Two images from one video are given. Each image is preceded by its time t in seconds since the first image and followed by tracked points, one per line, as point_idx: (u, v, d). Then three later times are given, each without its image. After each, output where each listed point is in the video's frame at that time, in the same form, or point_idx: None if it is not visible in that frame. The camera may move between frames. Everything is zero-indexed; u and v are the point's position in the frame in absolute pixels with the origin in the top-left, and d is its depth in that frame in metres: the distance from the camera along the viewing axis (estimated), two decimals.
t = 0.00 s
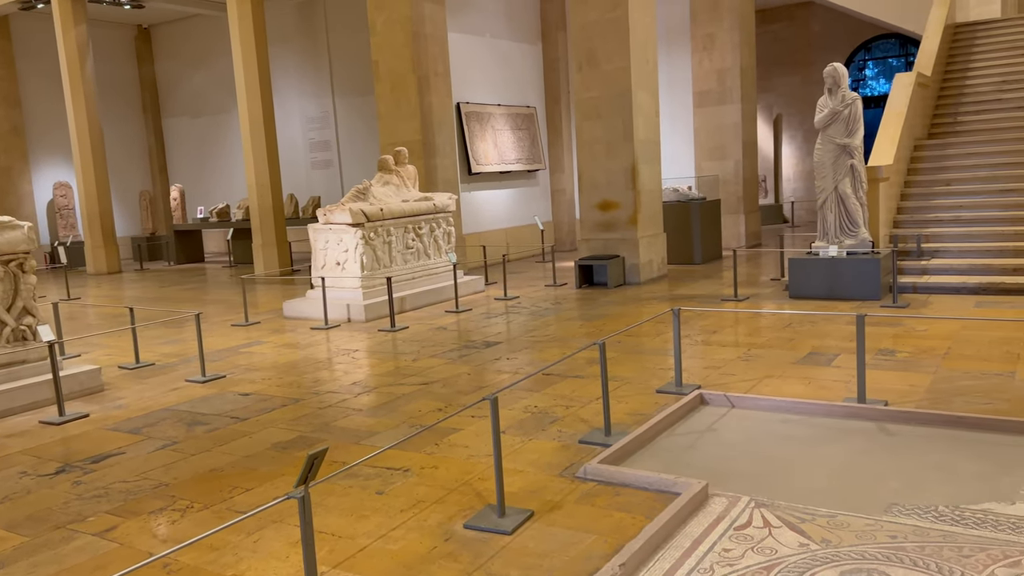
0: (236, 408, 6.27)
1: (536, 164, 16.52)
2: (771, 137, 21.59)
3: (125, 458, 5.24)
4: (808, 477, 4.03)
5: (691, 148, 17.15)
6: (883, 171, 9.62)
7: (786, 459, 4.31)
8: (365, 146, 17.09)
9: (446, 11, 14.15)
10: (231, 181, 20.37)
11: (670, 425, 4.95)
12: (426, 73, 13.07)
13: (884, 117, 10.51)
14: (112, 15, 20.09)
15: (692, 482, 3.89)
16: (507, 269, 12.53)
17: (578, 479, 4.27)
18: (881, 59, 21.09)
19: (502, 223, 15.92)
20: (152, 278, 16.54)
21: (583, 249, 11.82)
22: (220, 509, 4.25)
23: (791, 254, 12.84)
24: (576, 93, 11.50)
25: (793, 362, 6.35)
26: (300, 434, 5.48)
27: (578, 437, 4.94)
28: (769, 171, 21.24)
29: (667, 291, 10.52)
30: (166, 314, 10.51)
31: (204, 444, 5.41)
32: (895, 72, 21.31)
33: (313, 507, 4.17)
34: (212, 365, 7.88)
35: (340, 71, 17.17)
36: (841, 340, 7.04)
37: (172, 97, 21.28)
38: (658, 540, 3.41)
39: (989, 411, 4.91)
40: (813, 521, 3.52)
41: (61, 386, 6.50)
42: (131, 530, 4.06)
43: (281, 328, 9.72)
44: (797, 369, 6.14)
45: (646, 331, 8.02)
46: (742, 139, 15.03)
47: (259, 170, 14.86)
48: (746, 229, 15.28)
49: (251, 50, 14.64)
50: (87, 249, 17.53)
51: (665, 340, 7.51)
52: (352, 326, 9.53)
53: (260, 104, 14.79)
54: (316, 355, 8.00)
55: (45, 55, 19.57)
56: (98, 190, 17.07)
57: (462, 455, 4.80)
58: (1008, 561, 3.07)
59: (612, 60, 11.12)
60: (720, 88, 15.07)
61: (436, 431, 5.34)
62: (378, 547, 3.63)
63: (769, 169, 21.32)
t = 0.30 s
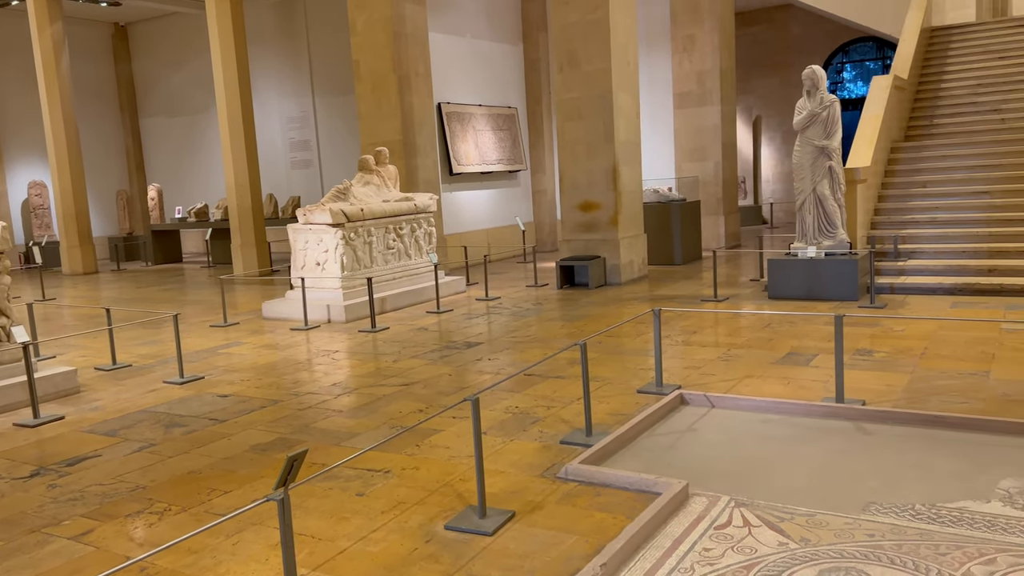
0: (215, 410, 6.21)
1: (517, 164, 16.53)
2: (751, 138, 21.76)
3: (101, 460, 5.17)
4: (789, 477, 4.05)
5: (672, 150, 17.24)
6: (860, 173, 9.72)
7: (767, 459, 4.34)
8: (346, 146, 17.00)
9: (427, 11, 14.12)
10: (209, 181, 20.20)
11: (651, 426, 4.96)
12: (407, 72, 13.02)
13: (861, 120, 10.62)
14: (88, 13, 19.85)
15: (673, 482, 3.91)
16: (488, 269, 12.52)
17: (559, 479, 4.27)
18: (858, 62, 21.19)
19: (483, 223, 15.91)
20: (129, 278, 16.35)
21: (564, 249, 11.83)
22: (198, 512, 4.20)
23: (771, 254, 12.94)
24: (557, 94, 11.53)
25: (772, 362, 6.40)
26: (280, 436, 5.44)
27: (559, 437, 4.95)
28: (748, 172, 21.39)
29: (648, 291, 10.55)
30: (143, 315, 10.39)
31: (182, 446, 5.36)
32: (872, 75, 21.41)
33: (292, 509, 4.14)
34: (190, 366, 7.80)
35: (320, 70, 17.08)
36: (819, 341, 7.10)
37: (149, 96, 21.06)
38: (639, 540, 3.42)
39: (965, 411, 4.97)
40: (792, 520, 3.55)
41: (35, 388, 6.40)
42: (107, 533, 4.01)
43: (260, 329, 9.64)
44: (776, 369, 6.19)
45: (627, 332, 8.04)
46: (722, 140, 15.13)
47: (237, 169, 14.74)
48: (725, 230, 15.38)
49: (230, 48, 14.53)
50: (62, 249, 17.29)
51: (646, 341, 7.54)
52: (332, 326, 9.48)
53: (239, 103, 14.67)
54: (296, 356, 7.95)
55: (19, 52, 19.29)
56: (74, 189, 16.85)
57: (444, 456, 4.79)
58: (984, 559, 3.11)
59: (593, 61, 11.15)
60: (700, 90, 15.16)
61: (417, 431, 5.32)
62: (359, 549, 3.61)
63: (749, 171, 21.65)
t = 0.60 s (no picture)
0: (192, 412, 6.14)
1: (498, 165, 16.51)
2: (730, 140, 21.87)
3: (76, 464, 5.09)
4: (767, 476, 4.07)
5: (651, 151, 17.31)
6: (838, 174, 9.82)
7: (745, 458, 4.35)
8: (325, 146, 16.90)
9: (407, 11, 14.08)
10: (187, 180, 20.01)
11: (631, 426, 4.97)
12: (387, 72, 12.97)
13: (839, 121, 10.73)
14: (63, 10, 19.58)
15: (653, 482, 3.91)
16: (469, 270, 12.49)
17: (539, 480, 4.26)
18: (836, 64, 21.41)
19: (464, 224, 15.88)
20: (105, 279, 16.14)
21: (545, 250, 11.84)
22: (175, 516, 4.15)
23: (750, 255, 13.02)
24: (538, 95, 11.53)
25: (751, 362, 6.44)
26: (259, 438, 5.39)
27: (540, 438, 4.94)
28: (727, 174, 21.55)
29: (628, 292, 10.56)
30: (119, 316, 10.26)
31: (158, 449, 5.29)
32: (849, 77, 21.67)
33: (271, 511, 4.09)
34: (167, 368, 7.71)
35: (299, 69, 16.96)
36: (798, 341, 7.15)
37: (126, 94, 20.81)
38: (619, 541, 3.42)
39: (941, 410, 5.02)
40: (771, 520, 3.56)
41: (8, 391, 6.29)
42: (81, 538, 3.95)
43: (239, 330, 9.55)
44: (755, 369, 6.22)
45: (607, 332, 8.05)
46: (701, 142, 15.21)
47: (216, 169, 14.60)
48: (705, 231, 15.46)
49: (208, 46, 14.39)
50: (37, 249, 17.04)
51: (626, 341, 7.56)
52: (312, 328, 9.41)
53: (217, 102, 14.54)
54: (274, 358, 7.88)
55: None
56: (48, 189, 16.60)
57: (424, 458, 4.77)
58: (959, 557, 3.14)
59: (572, 62, 11.17)
60: (679, 91, 15.23)
61: (397, 433, 5.29)
62: (338, 552, 3.58)
63: (727, 172, 21.83)
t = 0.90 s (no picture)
0: (168, 415, 6.06)
1: (478, 166, 16.48)
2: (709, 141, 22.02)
3: (49, 468, 5.01)
4: (746, 476, 4.09)
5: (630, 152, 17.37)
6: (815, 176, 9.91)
7: (724, 458, 4.38)
8: (304, 146, 16.79)
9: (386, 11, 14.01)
10: (164, 180, 19.81)
11: (610, 427, 4.98)
12: (366, 72, 12.91)
13: (816, 124, 10.83)
14: (36, 7, 19.29)
15: (632, 483, 3.92)
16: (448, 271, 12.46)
17: (519, 481, 4.26)
18: (813, 67, 21.71)
19: (444, 224, 15.85)
20: (79, 281, 15.92)
21: (525, 251, 11.84)
22: (150, 520, 4.10)
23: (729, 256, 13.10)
24: (517, 96, 11.53)
25: (729, 363, 6.48)
26: (236, 440, 5.33)
27: (519, 439, 4.94)
28: (706, 175, 21.68)
29: (608, 293, 10.58)
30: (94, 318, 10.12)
31: (133, 453, 5.22)
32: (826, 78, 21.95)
33: (248, 515, 4.05)
34: (143, 370, 7.61)
35: (277, 68, 16.85)
36: (775, 341, 7.21)
37: (101, 93, 20.54)
38: (599, 541, 3.42)
39: (916, 410, 5.08)
40: (749, 519, 3.58)
41: None
42: (55, 543, 3.88)
43: (216, 332, 9.46)
44: (733, 369, 6.26)
45: (587, 333, 8.07)
46: (680, 143, 15.29)
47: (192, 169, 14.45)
48: (684, 232, 15.54)
49: (184, 45, 14.24)
50: (9, 250, 16.75)
51: (605, 342, 7.58)
52: (290, 329, 9.35)
53: (194, 101, 14.40)
54: (252, 359, 7.81)
55: None
56: (21, 189, 16.34)
57: (403, 460, 4.74)
58: (934, 555, 3.17)
59: (552, 64, 11.18)
60: (658, 93, 15.30)
61: (376, 435, 5.26)
62: (315, 555, 3.55)
63: (706, 174, 21.46)
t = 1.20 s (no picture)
0: (143, 418, 5.99)
1: (457, 166, 16.45)
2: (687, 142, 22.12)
3: (20, 473, 4.92)
4: (724, 476, 4.11)
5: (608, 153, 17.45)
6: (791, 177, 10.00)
7: (701, 458, 4.39)
8: (282, 147, 16.67)
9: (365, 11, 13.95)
10: (140, 181, 19.58)
11: (589, 428, 4.98)
12: (344, 72, 12.85)
13: (792, 126, 10.93)
14: (8, 6, 18.99)
15: (611, 483, 3.92)
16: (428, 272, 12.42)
17: (497, 483, 4.25)
18: (789, 69, 22.00)
19: (423, 225, 15.80)
20: (52, 282, 15.69)
21: (504, 251, 11.83)
22: (123, 525, 4.03)
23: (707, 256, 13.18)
24: (497, 96, 11.53)
25: (708, 363, 6.51)
26: (212, 443, 5.28)
27: (498, 441, 4.93)
28: (684, 176, 21.79)
29: (587, 294, 10.60)
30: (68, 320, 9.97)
31: (107, 457, 5.14)
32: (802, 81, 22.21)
33: (224, 519, 4.01)
34: (117, 373, 7.51)
35: (255, 69, 16.73)
36: (753, 341, 7.25)
37: (75, 92, 20.27)
38: (578, 542, 3.42)
39: (891, 409, 5.13)
40: (727, 519, 3.60)
41: None
42: (27, 549, 3.82)
43: (192, 333, 9.36)
44: (711, 370, 6.29)
45: (567, 334, 8.08)
46: (658, 145, 15.36)
47: (168, 169, 14.29)
48: (662, 233, 15.61)
49: (160, 44, 14.09)
50: None
51: (585, 343, 7.59)
52: (268, 331, 9.27)
53: (170, 100, 14.24)
54: (229, 362, 7.73)
55: None
56: None
57: (381, 462, 4.72)
58: (909, 553, 3.20)
59: (531, 65, 11.18)
60: (637, 95, 15.37)
61: (355, 438, 5.23)
62: (293, 559, 3.51)
63: (684, 175, 21.82)
